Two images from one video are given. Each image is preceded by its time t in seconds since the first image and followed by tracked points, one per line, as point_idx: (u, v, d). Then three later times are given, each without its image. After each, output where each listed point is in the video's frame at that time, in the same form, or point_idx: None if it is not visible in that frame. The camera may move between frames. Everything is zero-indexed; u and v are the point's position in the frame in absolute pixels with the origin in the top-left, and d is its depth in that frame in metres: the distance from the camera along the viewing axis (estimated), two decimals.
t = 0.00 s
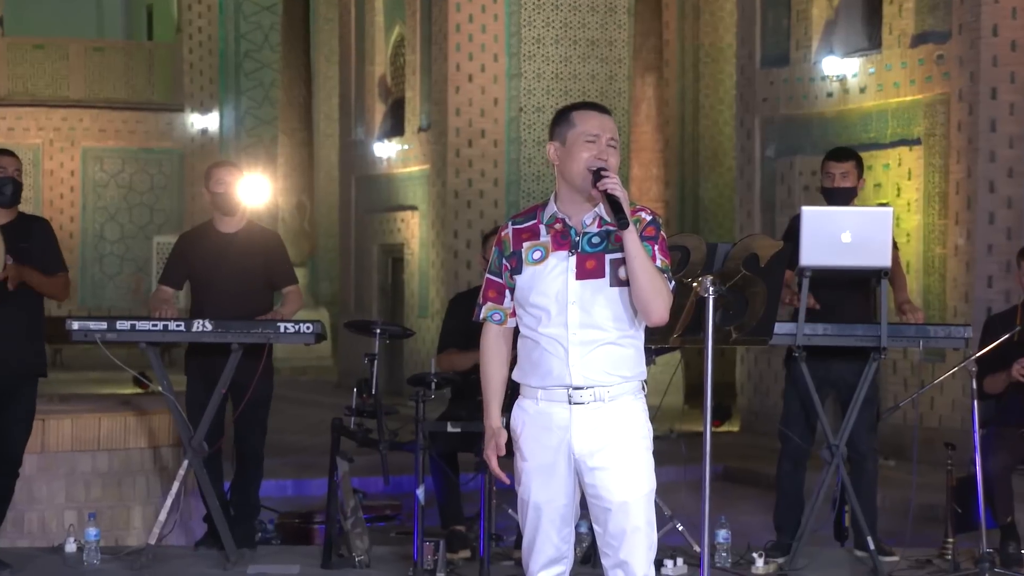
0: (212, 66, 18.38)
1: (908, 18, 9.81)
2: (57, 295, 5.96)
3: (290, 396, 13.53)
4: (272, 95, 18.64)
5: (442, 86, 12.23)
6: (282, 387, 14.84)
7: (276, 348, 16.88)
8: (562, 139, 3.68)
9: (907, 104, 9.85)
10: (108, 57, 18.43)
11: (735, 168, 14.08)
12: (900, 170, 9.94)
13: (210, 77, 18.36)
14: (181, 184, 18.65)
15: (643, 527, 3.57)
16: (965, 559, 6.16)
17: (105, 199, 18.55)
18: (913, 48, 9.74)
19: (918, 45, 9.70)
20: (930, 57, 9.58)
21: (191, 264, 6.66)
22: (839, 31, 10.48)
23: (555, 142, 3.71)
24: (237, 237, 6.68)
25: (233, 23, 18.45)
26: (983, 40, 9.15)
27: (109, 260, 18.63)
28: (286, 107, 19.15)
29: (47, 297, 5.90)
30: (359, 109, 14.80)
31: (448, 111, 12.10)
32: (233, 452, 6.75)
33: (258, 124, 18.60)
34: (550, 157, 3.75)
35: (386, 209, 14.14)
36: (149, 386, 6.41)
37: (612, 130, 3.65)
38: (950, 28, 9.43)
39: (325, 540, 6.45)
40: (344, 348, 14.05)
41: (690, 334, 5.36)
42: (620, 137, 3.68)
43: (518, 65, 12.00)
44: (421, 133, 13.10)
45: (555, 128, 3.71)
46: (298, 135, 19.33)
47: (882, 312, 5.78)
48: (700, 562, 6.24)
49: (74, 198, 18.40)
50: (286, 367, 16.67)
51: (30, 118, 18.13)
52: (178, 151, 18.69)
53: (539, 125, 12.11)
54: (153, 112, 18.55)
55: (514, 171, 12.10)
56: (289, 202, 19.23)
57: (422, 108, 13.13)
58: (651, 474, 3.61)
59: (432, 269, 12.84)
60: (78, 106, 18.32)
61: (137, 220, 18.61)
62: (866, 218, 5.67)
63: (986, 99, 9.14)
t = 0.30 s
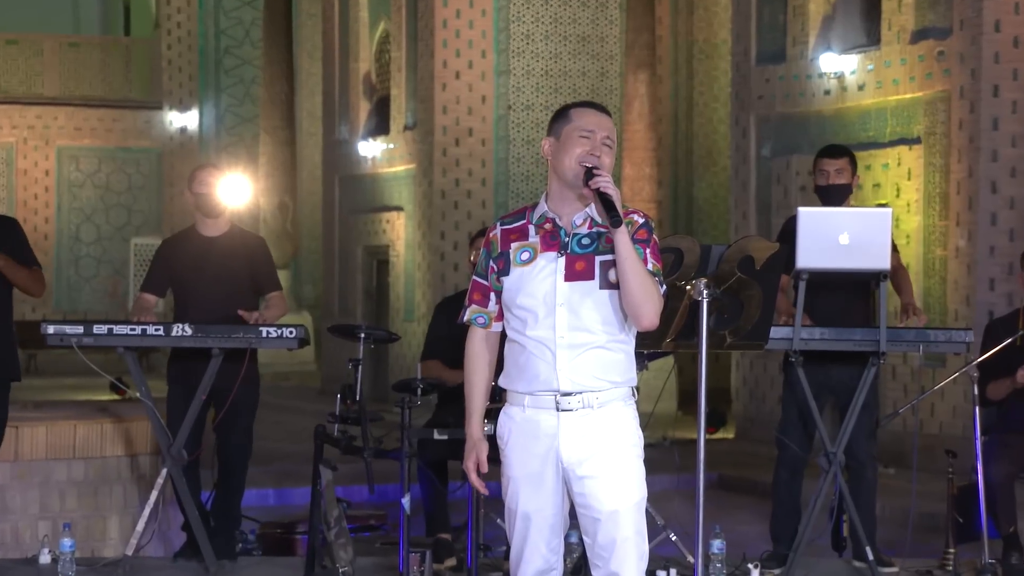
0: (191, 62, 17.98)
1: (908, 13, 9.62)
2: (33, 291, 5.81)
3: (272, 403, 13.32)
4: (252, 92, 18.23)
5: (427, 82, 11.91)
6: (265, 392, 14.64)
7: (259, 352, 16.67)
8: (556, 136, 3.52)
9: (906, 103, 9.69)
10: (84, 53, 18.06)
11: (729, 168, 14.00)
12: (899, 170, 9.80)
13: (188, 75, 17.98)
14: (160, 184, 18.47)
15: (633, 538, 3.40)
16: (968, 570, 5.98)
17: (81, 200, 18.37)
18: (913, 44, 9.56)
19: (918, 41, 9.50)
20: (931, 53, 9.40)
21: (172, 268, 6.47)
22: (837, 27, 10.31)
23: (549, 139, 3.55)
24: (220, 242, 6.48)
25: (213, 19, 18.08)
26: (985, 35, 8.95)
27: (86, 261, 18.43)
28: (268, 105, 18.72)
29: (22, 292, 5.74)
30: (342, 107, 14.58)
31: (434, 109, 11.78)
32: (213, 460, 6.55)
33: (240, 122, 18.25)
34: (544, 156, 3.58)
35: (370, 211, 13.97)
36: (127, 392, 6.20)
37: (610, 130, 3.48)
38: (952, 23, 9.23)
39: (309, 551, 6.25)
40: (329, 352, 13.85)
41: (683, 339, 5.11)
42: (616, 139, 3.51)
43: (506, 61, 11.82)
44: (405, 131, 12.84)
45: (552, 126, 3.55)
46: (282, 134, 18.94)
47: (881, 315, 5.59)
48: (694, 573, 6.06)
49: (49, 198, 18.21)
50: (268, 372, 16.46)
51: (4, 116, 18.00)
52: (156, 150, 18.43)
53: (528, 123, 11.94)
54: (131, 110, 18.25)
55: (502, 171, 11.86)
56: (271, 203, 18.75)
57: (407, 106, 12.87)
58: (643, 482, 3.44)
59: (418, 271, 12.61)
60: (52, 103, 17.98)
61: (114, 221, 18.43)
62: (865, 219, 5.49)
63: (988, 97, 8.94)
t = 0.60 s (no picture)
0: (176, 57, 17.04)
1: (912, 7, 9.33)
2: None
3: (260, 408, 13.09)
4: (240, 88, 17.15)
5: (418, 79, 11.72)
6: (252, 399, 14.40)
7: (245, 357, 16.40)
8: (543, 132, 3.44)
9: (911, 99, 9.41)
10: (64, 47, 18.00)
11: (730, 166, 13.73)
12: (904, 168, 9.47)
13: (172, 69, 17.09)
14: (142, 182, 18.20)
15: (627, 548, 3.28)
16: None
17: (61, 200, 18.18)
18: (918, 39, 9.27)
19: (924, 36, 9.23)
20: (937, 48, 9.11)
21: (155, 268, 6.29)
22: (840, 22, 10.01)
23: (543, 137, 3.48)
24: (204, 241, 6.29)
25: (197, 11, 16.96)
26: (992, 30, 8.68)
27: (67, 262, 18.25)
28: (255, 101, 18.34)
29: None
30: (332, 104, 14.37)
31: (425, 106, 11.61)
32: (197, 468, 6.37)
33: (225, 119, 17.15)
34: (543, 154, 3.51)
35: (361, 212, 13.80)
36: (109, 397, 6.00)
37: (585, 118, 3.34)
38: (958, 17, 8.97)
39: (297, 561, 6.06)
40: (320, 355, 13.65)
41: (683, 341, 4.93)
42: (601, 127, 3.35)
43: (500, 56, 11.63)
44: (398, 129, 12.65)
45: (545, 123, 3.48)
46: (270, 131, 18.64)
47: (885, 319, 5.41)
48: None
49: (29, 197, 18.03)
50: (256, 377, 16.24)
51: None
52: (138, 148, 18.20)
53: (522, 120, 11.73)
54: (112, 107, 18.08)
55: (496, 169, 11.65)
56: (257, 202, 17.74)
57: (399, 103, 12.67)
58: (636, 490, 3.32)
59: (409, 273, 12.40)
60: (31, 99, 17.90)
61: (96, 221, 18.21)
62: (869, 218, 5.28)
63: (996, 94, 8.68)
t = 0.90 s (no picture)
0: (161, 53, 16.88)
1: (919, 1, 9.07)
2: None
3: (249, 414, 12.87)
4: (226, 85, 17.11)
5: (411, 75, 11.54)
6: (239, 404, 14.16)
7: (232, 362, 16.13)
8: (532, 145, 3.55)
9: (917, 97, 9.14)
10: (45, 43, 17.73)
11: (732, 165, 13.44)
12: (912, 167, 9.20)
13: (157, 66, 16.87)
14: (127, 182, 17.94)
15: (617, 558, 3.23)
16: None
17: (43, 199, 17.81)
18: (925, 35, 9.02)
19: (931, 32, 8.97)
20: (944, 43, 8.86)
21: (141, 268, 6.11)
22: (844, 17, 9.76)
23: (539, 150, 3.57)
24: (191, 241, 6.12)
25: (183, 7, 16.95)
26: (1002, 26, 8.44)
27: (47, 264, 17.84)
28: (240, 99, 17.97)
29: None
30: (321, 101, 14.17)
31: (418, 104, 11.44)
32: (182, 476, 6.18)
33: (211, 116, 17.13)
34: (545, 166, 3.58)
35: (351, 212, 13.62)
36: (92, 403, 5.81)
37: (532, 116, 3.45)
38: (966, 12, 8.72)
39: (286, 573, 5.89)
40: (310, 359, 13.43)
41: (682, 346, 4.75)
42: (549, 116, 3.42)
43: (495, 52, 11.45)
44: (389, 127, 12.46)
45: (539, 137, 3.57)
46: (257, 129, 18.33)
47: (892, 324, 5.23)
48: None
49: (8, 197, 17.65)
50: (242, 384, 15.99)
51: None
52: (121, 147, 17.95)
53: (516, 118, 11.57)
54: (95, 104, 17.78)
55: (491, 168, 11.48)
56: (245, 202, 17.50)
57: (389, 101, 12.49)
58: (629, 500, 3.26)
59: (401, 276, 12.21)
60: (11, 95, 17.53)
61: (78, 222, 17.88)
62: (874, 219, 5.11)
63: (1005, 91, 8.43)
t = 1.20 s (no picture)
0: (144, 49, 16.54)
1: None
2: None
3: (237, 421, 12.66)
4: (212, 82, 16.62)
5: (404, 71, 11.37)
6: (227, 410, 13.93)
7: (219, 367, 15.92)
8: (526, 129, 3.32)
9: (922, 94, 8.95)
10: (26, 39, 17.48)
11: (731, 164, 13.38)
12: (915, 167, 8.98)
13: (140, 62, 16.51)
14: (109, 183, 17.49)
15: (622, 567, 3.14)
16: None
17: (22, 198, 17.37)
18: (932, 30, 8.81)
19: (937, 27, 8.76)
20: (951, 39, 8.65)
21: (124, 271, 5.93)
22: (847, 11, 9.55)
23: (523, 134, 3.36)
24: (177, 245, 5.93)
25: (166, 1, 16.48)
26: (1010, 21, 8.23)
27: (27, 267, 17.40)
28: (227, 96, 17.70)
29: None
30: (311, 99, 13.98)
31: (410, 101, 11.28)
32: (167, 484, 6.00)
33: (197, 113, 16.61)
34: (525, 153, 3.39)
35: (341, 212, 13.44)
36: (75, 409, 5.62)
37: (564, 113, 3.24)
38: (973, 6, 8.50)
39: None
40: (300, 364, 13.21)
41: (682, 350, 4.57)
42: (584, 117, 3.26)
43: (489, 48, 11.28)
44: (380, 125, 12.27)
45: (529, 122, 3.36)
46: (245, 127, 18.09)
47: (898, 328, 5.06)
48: None
49: None
50: (228, 389, 15.77)
51: None
52: (104, 146, 17.48)
53: (511, 116, 11.38)
54: (76, 101, 17.34)
55: (484, 168, 11.32)
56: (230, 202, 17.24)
57: (380, 99, 12.31)
58: (632, 508, 3.18)
59: (392, 278, 12.02)
60: None
61: (58, 223, 17.46)
62: (877, 220, 4.93)
63: (1014, 87, 8.21)
